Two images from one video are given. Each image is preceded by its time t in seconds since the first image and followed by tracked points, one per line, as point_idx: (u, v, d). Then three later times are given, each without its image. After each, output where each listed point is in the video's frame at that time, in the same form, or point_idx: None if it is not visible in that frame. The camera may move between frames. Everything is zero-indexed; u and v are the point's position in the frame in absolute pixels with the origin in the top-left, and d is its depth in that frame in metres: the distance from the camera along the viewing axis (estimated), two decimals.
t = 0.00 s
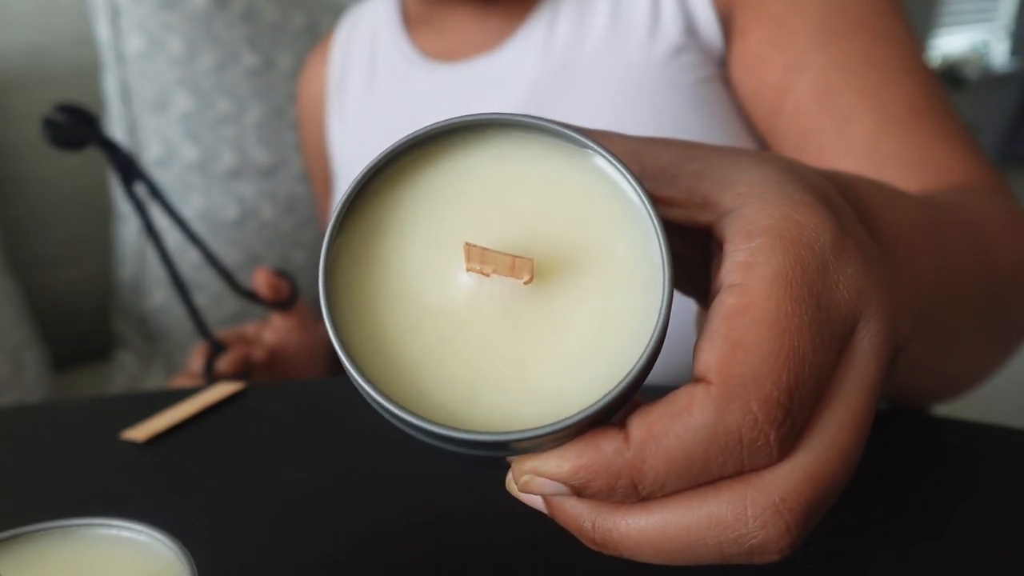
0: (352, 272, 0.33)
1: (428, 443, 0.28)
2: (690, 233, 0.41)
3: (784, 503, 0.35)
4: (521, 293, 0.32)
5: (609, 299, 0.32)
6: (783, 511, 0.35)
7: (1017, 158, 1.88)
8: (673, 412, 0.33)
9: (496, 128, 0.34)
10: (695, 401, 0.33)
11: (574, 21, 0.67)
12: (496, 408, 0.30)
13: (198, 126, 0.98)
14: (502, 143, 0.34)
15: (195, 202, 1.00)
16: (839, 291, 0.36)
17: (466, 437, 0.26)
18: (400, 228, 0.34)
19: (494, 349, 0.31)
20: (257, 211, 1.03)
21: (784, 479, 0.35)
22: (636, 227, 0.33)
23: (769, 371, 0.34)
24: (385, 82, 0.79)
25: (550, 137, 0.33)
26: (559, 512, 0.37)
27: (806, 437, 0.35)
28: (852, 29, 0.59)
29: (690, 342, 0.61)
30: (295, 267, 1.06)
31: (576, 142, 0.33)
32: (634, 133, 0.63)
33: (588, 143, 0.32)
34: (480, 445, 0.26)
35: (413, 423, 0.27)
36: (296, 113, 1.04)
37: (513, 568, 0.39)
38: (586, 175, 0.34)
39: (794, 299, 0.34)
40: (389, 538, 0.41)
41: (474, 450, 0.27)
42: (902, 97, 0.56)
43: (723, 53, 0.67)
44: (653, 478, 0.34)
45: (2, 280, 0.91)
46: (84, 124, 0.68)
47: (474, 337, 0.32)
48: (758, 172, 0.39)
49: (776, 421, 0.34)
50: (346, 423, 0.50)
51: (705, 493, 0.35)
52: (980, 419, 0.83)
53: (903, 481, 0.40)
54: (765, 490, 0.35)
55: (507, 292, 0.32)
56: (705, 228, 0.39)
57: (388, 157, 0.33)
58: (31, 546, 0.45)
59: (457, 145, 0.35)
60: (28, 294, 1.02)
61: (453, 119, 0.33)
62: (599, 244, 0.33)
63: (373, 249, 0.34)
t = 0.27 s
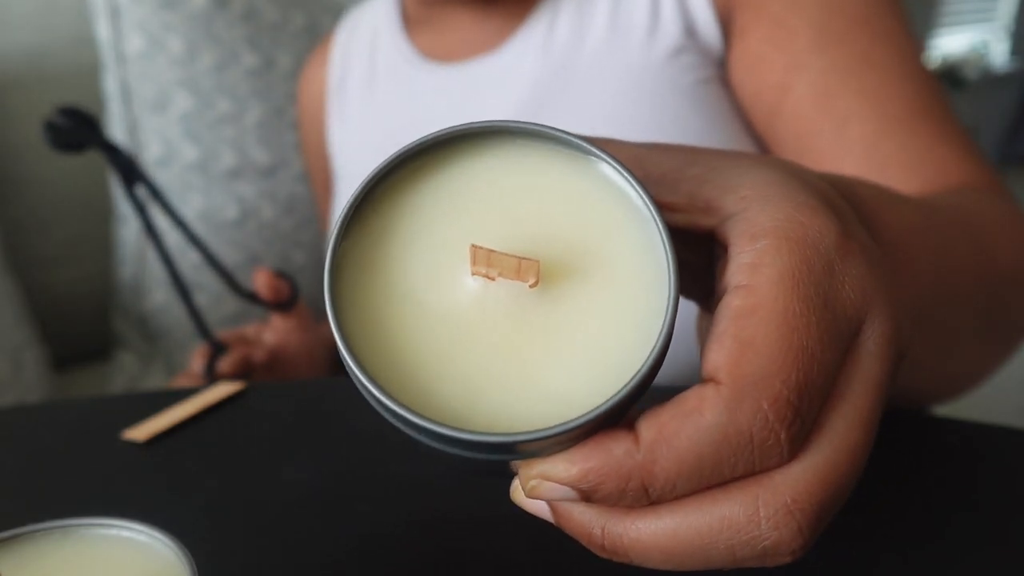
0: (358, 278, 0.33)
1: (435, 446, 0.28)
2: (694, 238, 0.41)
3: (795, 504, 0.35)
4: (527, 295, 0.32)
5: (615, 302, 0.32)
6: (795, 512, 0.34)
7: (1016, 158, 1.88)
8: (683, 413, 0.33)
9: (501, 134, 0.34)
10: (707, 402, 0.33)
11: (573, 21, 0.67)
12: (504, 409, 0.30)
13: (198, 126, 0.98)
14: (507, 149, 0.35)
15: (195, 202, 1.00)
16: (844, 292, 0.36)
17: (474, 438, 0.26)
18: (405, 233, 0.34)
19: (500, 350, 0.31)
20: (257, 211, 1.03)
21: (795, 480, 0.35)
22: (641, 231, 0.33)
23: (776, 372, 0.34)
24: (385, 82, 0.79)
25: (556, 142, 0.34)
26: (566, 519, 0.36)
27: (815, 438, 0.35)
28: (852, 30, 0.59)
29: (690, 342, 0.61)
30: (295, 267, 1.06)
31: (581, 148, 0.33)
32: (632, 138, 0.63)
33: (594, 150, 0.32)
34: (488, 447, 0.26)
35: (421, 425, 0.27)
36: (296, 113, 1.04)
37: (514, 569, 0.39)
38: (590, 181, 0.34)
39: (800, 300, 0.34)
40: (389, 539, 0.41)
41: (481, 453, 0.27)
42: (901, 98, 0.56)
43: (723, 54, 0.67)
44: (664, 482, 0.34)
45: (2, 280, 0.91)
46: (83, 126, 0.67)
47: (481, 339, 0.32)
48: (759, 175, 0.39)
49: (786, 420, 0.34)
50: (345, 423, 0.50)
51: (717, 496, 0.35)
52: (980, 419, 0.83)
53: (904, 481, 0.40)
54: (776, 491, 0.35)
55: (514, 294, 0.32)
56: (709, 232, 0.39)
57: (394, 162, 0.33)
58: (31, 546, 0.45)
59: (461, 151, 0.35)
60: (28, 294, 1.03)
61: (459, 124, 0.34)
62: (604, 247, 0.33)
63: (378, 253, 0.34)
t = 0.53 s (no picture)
0: (358, 276, 0.33)
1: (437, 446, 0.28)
2: (691, 241, 0.41)
3: (797, 503, 0.35)
4: (526, 294, 0.32)
5: (615, 300, 0.32)
6: (797, 510, 0.35)
7: (1017, 159, 1.88)
8: (685, 411, 0.33)
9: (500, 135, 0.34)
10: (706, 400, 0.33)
11: (573, 20, 0.67)
12: (504, 406, 0.30)
13: (198, 126, 0.98)
14: (507, 150, 0.35)
15: (195, 202, 1.00)
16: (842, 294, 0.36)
17: (477, 434, 0.26)
18: (405, 234, 0.34)
19: (500, 348, 0.31)
20: (257, 211, 1.03)
21: (796, 479, 0.35)
22: (641, 230, 0.33)
23: (776, 370, 0.33)
24: (385, 82, 0.79)
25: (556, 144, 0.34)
26: (564, 522, 0.36)
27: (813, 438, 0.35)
28: (852, 30, 0.59)
29: (689, 343, 0.61)
30: (295, 267, 1.06)
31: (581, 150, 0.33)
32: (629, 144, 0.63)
33: (595, 152, 0.32)
34: (492, 444, 0.26)
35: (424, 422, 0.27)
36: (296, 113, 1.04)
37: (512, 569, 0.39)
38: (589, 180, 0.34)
39: (800, 298, 0.34)
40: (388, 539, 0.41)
41: (484, 453, 0.27)
42: (901, 98, 0.56)
43: (723, 54, 0.67)
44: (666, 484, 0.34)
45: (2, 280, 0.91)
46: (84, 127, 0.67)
47: (481, 337, 0.32)
48: (755, 176, 0.40)
49: (788, 417, 0.33)
50: (345, 423, 0.50)
51: (718, 496, 0.35)
52: (980, 420, 0.83)
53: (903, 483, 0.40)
54: (778, 490, 0.35)
55: (513, 293, 0.32)
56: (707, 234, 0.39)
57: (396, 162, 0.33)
58: (31, 546, 0.45)
59: (461, 152, 0.35)
60: (28, 294, 1.03)
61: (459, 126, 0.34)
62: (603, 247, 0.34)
63: (379, 253, 0.34)
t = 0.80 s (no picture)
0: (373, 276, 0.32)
1: (464, 450, 0.27)
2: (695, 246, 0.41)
3: (826, 504, 0.35)
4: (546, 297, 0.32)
5: (631, 304, 0.33)
6: (827, 510, 0.35)
7: (1016, 158, 1.88)
8: (713, 415, 0.33)
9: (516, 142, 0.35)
10: (739, 401, 0.33)
11: (573, 20, 0.67)
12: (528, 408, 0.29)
13: (198, 126, 0.98)
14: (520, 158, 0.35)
15: (195, 202, 1.00)
16: (855, 298, 0.36)
17: (514, 435, 0.26)
18: (418, 237, 0.34)
19: (521, 351, 0.31)
20: (257, 211, 1.03)
21: (823, 480, 0.35)
22: (657, 235, 0.34)
23: (798, 369, 0.34)
24: (385, 83, 0.79)
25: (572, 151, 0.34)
26: (583, 538, 0.35)
27: (839, 439, 0.36)
28: (852, 31, 0.59)
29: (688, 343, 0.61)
30: (295, 267, 1.07)
31: (598, 157, 0.34)
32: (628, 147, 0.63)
33: (618, 160, 0.33)
34: (527, 443, 0.26)
35: (455, 423, 0.26)
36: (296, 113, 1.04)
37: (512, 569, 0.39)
38: (603, 188, 0.35)
39: (819, 297, 0.35)
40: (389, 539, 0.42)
41: (512, 458, 0.27)
42: (900, 99, 0.57)
43: (722, 54, 0.67)
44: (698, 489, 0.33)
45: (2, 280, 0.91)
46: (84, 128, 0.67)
47: (501, 341, 0.31)
48: (759, 181, 0.40)
49: (814, 415, 0.34)
50: (346, 423, 0.50)
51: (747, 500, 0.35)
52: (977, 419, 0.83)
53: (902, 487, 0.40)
54: (807, 491, 0.35)
55: (535, 295, 0.32)
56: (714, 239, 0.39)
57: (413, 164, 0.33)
58: (31, 546, 0.45)
59: (474, 159, 0.35)
60: (28, 294, 1.03)
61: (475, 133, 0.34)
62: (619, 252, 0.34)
63: (392, 255, 0.33)
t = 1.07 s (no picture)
0: (378, 284, 0.31)
1: (494, 431, 0.26)
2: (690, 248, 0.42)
3: (865, 469, 0.36)
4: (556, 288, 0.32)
5: (640, 294, 0.32)
6: (866, 475, 0.36)
7: (1015, 159, 1.88)
8: (746, 379, 0.33)
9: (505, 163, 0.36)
10: (767, 366, 0.34)
11: (573, 20, 0.67)
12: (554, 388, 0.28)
13: (198, 126, 0.98)
14: (510, 178, 0.36)
15: (195, 202, 1.00)
16: (859, 279, 0.38)
17: (553, 403, 0.25)
18: (419, 246, 0.34)
19: (538, 336, 0.30)
20: (258, 211, 1.03)
21: (860, 445, 0.36)
22: (657, 235, 0.34)
23: (822, 333, 0.35)
24: (385, 84, 0.79)
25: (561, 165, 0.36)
26: (613, 540, 0.34)
27: (867, 406, 0.36)
28: (851, 32, 0.59)
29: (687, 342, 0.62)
30: (295, 267, 1.07)
31: (587, 168, 0.35)
32: (626, 149, 0.63)
33: (613, 169, 0.35)
34: (566, 411, 0.25)
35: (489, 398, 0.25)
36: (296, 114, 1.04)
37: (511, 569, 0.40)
38: (595, 197, 0.36)
39: (828, 270, 0.37)
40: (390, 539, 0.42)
41: (539, 434, 0.26)
42: (899, 101, 0.57)
43: (721, 56, 0.67)
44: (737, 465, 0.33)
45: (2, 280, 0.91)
46: (84, 131, 0.67)
47: (518, 328, 0.31)
48: (749, 186, 0.41)
49: (845, 374, 0.35)
50: (347, 424, 0.51)
51: (786, 474, 0.35)
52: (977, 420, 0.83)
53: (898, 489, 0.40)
54: (846, 459, 0.35)
55: (547, 290, 0.32)
56: (713, 235, 0.40)
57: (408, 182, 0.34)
58: (31, 546, 0.43)
59: (466, 180, 0.36)
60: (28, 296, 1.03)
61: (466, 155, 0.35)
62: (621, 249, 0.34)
63: (396, 261, 0.33)
